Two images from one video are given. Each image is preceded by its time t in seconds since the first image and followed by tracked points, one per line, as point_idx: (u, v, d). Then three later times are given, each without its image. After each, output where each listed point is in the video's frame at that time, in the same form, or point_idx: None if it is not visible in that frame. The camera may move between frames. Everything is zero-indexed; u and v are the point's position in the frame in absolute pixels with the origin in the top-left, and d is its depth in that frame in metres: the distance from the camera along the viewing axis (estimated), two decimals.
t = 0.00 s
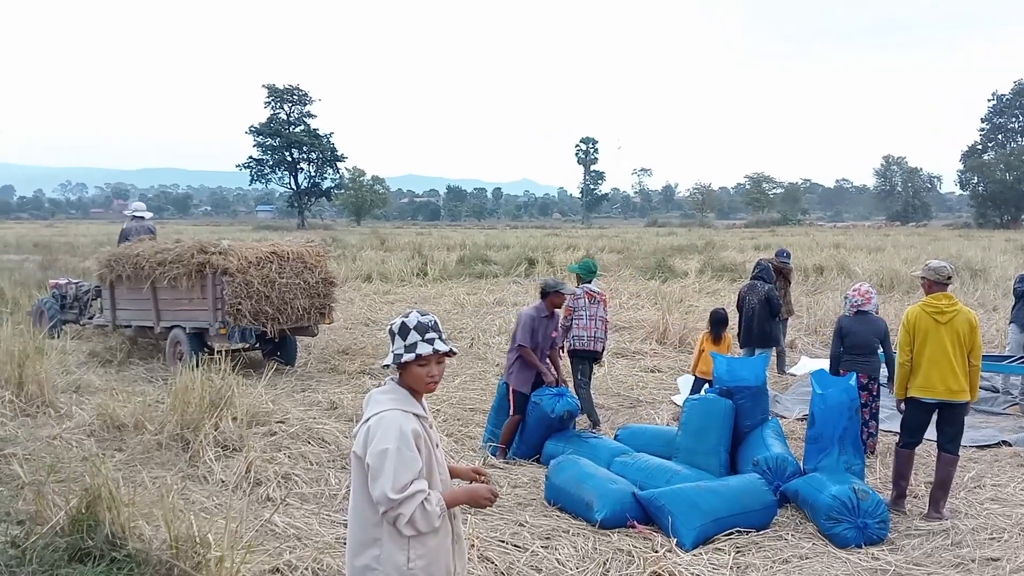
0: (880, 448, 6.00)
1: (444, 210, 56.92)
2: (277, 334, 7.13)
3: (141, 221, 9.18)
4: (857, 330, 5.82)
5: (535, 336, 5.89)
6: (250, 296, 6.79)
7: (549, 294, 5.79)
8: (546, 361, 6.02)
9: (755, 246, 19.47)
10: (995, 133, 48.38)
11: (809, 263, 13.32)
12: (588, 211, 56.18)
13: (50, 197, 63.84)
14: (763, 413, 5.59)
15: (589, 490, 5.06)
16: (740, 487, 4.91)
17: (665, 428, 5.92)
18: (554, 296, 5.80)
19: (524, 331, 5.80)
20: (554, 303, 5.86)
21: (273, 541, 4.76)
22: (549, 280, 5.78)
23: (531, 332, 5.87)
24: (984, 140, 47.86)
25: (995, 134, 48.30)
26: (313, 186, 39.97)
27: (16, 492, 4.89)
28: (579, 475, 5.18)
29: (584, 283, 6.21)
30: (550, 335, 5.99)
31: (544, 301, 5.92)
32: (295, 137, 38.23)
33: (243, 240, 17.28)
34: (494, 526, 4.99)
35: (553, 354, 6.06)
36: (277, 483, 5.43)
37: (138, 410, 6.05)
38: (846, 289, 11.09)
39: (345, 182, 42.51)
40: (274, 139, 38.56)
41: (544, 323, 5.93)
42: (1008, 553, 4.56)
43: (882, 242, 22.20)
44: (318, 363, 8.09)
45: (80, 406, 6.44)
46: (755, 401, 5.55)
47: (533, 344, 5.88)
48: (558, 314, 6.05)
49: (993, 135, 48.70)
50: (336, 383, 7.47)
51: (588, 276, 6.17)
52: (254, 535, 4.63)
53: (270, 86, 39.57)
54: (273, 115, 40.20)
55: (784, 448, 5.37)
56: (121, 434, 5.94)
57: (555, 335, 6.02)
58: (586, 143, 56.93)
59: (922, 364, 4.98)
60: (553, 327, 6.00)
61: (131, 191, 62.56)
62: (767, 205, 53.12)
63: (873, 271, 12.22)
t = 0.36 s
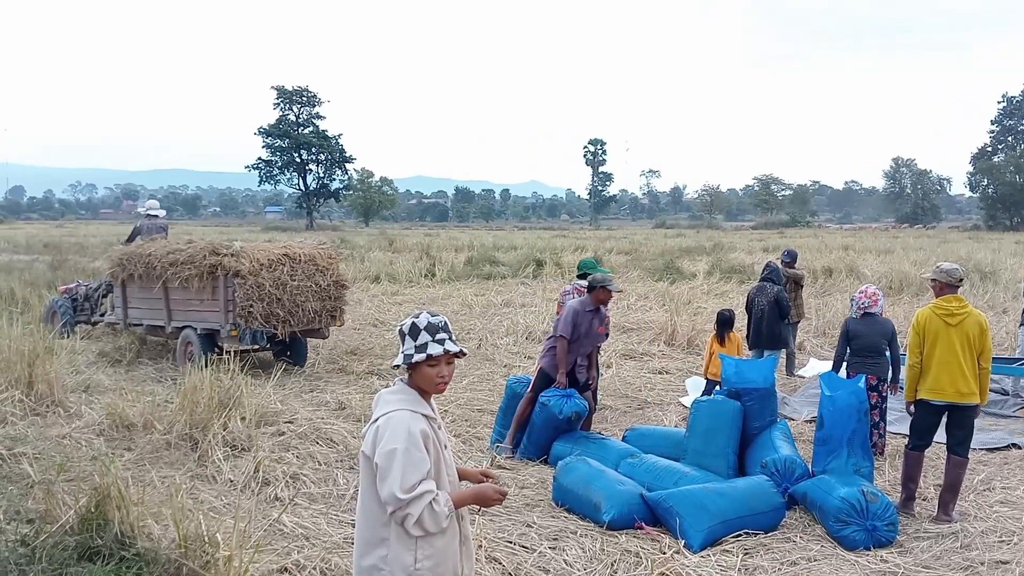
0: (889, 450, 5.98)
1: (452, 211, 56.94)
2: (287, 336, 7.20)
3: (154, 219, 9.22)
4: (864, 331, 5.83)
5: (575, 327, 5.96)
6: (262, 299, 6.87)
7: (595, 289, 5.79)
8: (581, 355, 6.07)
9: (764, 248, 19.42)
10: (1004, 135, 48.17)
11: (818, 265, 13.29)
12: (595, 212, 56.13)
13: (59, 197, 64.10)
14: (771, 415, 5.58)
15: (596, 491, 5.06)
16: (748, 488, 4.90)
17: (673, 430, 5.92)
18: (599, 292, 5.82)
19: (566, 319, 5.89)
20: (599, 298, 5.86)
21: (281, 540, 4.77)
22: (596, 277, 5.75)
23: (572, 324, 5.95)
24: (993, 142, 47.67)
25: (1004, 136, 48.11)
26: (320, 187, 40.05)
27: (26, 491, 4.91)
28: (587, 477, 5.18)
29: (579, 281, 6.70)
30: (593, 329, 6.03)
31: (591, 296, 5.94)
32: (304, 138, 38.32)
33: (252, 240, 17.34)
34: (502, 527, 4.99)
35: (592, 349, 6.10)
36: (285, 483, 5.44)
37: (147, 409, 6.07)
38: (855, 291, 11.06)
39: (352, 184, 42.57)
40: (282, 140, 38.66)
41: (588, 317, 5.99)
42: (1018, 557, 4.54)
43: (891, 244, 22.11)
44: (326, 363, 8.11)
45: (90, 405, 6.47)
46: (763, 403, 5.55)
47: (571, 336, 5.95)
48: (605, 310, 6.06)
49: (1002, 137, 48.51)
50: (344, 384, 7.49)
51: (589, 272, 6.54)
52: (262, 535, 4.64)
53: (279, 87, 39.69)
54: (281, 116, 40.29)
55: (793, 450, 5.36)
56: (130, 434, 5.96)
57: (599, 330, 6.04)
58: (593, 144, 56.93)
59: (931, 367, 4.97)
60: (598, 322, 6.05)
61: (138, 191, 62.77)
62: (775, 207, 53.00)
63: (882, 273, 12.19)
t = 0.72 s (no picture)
0: (894, 447, 5.97)
1: (456, 208, 56.92)
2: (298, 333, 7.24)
3: (167, 214, 9.38)
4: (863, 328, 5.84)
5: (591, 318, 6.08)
6: (272, 296, 6.90)
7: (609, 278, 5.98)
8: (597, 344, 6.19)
9: (769, 244, 19.39)
10: (1010, 131, 48.02)
11: (823, 262, 13.26)
12: (599, 209, 56.08)
13: (63, 194, 64.16)
14: (776, 412, 5.58)
15: (601, 488, 5.06)
16: (753, 485, 4.90)
17: (677, 427, 5.92)
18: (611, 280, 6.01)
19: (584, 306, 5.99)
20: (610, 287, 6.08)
21: (286, 536, 4.78)
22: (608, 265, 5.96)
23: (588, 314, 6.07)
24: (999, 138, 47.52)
25: (1010, 132, 47.97)
26: (324, 184, 40.07)
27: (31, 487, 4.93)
28: (591, 473, 5.18)
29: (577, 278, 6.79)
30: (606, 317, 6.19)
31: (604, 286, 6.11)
32: (308, 135, 38.33)
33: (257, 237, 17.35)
34: (506, 523, 4.99)
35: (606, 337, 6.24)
36: (290, 480, 5.45)
37: (152, 406, 6.08)
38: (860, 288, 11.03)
39: (356, 181, 42.58)
40: (286, 137, 38.67)
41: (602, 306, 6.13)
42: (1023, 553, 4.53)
43: (897, 240, 22.06)
44: (331, 360, 8.12)
45: (95, 402, 6.49)
46: (768, 399, 5.54)
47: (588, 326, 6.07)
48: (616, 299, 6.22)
49: (1008, 133, 48.35)
50: (348, 381, 7.50)
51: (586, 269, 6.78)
52: (267, 531, 4.64)
53: (283, 84, 39.72)
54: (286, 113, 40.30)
55: (797, 446, 5.36)
56: (135, 430, 5.98)
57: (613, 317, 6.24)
58: (597, 141, 56.87)
59: (939, 363, 4.95)
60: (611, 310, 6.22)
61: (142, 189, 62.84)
62: (779, 203, 52.90)
63: (887, 269, 12.16)
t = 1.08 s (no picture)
0: (897, 444, 5.97)
1: (458, 206, 56.89)
2: (308, 332, 7.26)
3: (176, 215, 9.44)
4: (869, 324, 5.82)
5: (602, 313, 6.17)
6: (282, 294, 6.93)
7: (611, 274, 6.01)
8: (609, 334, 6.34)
9: (771, 240, 19.38)
10: (1012, 126, 47.98)
11: (825, 258, 13.25)
12: (601, 206, 56.06)
13: (65, 194, 64.18)
14: (778, 409, 5.58)
15: (604, 485, 5.06)
16: (756, 482, 4.90)
17: (680, 424, 5.92)
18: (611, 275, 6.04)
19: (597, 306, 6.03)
20: (610, 280, 6.11)
21: (290, 535, 4.79)
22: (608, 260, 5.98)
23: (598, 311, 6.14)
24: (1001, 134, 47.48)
25: (1012, 127, 47.91)
26: (326, 183, 40.09)
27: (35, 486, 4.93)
28: (594, 471, 5.18)
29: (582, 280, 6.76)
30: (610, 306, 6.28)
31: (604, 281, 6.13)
32: (309, 133, 38.33)
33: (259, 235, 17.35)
34: (509, 521, 4.99)
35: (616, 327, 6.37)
36: (293, 478, 5.46)
37: (155, 405, 6.09)
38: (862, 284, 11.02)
39: (358, 179, 42.57)
40: (288, 135, 38.68)
41: (608, 299, 6.21)
42: None
43: (899, 236, 22.03)
44: (334, 359, 8.13)
45: (98, 402, 6.50)
46: (770, 396, 5.54)
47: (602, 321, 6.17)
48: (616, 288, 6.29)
49: (1010, 128, 48.25)
50: (351, 379, 7.50)
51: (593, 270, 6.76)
52: (271, 530, 4.64)
53: (285, 83, 39.74)
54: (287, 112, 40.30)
55: (800, 443, 5.36)
56: (139, 429, 5.99)
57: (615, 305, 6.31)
58: (599, 138, 56.89)
59: (944, 359, 4.94)
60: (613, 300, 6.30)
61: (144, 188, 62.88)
62: (781, 199, 52.83)
63: (890, 265, 12.15)
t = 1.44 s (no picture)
0: (899, 445, 5.97)
1: (460, 204, 56.87)
2: (321, 329, 7.29)
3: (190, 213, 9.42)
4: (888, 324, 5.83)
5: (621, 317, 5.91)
6: (295, 290, 6.97)
7: (622, 272, 5.89)
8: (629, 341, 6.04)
9: (774, 240, 19.37)
10: (1016, 127, 47.94)
11: (828, 258, 13.24)
12: (604, 205, 56.02)
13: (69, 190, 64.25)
14: (781, 408, 5.59)
15: (606, 484, 5.06)
16: (758, 481, 4.90)
17: (682, 423, 5.92)
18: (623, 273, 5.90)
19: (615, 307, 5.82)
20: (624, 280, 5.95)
21: (292, 532, 4.79)
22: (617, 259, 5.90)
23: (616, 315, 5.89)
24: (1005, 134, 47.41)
25: (1015, 128, 47.85)
26: (329, 180, 40.12)
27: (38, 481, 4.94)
28: (596, 470, 5.18)
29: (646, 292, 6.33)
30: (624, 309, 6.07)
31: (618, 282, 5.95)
32: (313, 131, 38.35)
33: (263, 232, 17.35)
34: (511, 519, 4.99)
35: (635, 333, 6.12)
36: (295, 475, 5.46)
37: (158, 401, 6.09)
38: (865, 285, 11.02)
39: (361, 178, 42.59)
40: (291, 133, 38.70)
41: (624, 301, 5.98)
42: None
43: (903, 236, 22.00)
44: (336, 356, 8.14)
45: (101, 398, 6.51)
46: (773, 396, 5.54)
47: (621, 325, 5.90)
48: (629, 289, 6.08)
49: (1014, 128, 48.16)
50: (354, 377, 7.52)
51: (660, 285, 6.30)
52: (273, 527, 4.65)
53: (289, 81, 39.77)
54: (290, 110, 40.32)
55: (802, 443, 5.35)
56: (142, 426, 6.00)
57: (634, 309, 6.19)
58: (602, 137, 56.86)
59: (947, 361, 4.93)
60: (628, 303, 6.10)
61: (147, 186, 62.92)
62: (784, 199, 52.76)
63: (893, 265, 12.15)
